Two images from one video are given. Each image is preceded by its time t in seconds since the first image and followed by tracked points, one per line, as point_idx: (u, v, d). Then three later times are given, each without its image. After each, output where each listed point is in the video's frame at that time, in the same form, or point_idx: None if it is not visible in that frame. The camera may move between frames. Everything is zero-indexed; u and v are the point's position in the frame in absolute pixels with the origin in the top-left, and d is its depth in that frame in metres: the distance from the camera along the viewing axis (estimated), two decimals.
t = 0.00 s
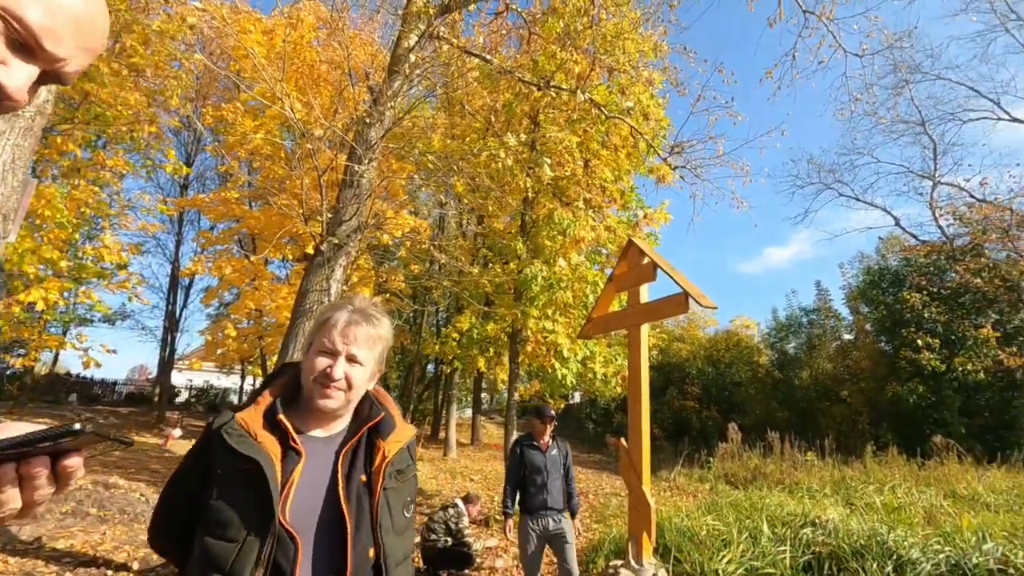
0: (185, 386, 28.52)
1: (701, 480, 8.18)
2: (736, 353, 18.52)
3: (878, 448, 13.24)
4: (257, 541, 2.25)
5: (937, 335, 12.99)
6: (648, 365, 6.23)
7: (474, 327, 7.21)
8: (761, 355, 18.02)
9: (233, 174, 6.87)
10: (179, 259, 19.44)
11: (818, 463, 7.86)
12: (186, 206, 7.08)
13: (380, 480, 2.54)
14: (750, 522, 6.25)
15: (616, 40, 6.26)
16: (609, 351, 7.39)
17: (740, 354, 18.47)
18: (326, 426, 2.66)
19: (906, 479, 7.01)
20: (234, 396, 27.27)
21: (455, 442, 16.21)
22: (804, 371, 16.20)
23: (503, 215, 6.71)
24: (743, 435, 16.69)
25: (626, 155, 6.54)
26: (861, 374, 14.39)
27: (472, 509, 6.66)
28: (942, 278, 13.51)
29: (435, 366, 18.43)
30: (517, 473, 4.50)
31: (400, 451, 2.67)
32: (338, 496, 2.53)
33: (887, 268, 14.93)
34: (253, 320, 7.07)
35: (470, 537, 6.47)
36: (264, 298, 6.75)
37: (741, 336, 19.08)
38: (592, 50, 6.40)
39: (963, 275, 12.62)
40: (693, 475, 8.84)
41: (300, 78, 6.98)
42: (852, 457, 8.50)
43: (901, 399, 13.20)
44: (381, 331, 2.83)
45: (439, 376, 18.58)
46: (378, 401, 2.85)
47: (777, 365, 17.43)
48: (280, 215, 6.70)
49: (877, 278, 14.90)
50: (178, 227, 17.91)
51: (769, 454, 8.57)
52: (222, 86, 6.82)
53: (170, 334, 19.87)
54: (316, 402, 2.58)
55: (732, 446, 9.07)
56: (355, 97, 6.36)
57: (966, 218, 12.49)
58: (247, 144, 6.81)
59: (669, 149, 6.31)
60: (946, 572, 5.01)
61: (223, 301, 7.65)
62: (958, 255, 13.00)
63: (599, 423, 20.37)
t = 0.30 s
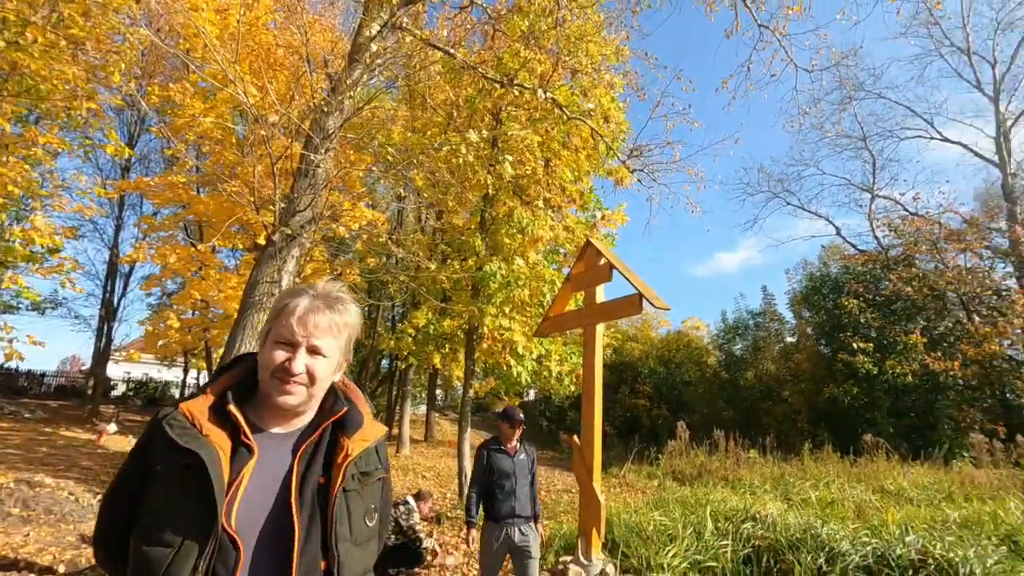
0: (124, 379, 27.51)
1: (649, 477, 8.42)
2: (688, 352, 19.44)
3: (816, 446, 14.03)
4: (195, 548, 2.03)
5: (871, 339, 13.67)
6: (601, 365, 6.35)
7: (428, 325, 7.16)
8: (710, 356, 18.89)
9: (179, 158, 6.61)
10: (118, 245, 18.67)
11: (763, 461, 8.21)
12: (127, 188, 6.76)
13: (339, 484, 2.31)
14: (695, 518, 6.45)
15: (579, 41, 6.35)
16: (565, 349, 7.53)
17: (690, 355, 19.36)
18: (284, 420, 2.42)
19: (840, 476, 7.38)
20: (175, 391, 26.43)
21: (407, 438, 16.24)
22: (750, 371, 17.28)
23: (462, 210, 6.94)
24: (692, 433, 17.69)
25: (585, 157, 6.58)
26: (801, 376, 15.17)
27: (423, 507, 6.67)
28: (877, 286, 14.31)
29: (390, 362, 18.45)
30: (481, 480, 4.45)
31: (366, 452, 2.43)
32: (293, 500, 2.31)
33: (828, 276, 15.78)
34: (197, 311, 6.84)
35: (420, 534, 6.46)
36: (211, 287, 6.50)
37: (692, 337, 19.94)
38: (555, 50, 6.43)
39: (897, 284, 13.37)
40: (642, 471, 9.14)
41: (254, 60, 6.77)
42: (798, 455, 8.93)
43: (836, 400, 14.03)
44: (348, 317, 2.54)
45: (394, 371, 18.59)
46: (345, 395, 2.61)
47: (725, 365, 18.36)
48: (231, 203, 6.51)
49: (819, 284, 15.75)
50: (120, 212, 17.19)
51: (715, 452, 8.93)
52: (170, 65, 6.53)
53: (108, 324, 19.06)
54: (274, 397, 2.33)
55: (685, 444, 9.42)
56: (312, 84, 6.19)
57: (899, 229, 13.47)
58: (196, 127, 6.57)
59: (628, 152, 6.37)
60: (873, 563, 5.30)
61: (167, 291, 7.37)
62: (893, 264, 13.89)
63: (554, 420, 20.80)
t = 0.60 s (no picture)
0: (29, 366, 25.78)
1: (583, 470, 8.66)
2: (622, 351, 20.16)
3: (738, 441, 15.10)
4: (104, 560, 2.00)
5: (792, 340, 14.83)
6: (540, 362, 6.34)
7: (367, 316, 7.60)
8: (644, 353, 19.96)
9: (98, 129, 6.16)
10: (23, 221, 17.36)
11: (693, 458, 8.56)
12: (37, 159, 6.21)
13: (276, 480, 2.36)
14: (623, 510, 6.58)
15: (529, 38, 6.32)
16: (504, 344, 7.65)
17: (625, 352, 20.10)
18: (215, 407, 2.48)
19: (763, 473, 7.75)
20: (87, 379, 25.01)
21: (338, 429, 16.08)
22: (680, 368, 18.37)
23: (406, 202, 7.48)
24: (624, 427, 18.68)
25: (531, 154, 6.60)
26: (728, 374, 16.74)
27: (354, 501, 6.54)
28: (798, 290, 15.32)
29: (323, 353, 18.25)
30: (440, 473, 4.80)
31: (304, 445, 2.49)
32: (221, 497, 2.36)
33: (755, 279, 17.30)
34: (115, 294, 6.43)
35: (351, 528, 6.37)
36: (131, 269, 6.08)
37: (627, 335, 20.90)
38: (505, 44, 6.34)
39: (816, 290, 14.29)
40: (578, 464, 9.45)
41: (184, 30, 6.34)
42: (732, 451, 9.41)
43: (757, 397, 15.29)
44: (281, 288, 2.61)
45: (331, 361, 18.51)
46: (283, 380, 2.68)
47: (657, 362, 19.45)
48: (155, 180, 6.12)
49: (747, 288, 17.14)
50: (27, 185, 15.96)
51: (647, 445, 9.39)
52: (89, 27, 6.03)
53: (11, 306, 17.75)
54: (208, 381, 2.38)
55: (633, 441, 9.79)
56: (249, 60, 5.85)
57: (820, 241, 14.74)
58: (118, 96, 6.11)
59: (572, 151, 6.44)
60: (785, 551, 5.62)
61: (80, 271, 6.85)
62: (814, 270, 14.83)
63: (491, 413, 21.19)
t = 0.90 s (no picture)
0: None
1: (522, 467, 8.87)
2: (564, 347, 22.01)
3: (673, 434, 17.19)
4: None
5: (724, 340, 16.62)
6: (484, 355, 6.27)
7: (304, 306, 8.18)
8: (586, 350, 21.79)
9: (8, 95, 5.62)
10: None
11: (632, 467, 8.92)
12: None
13: (180, 481, 2.17)
14: (561, 504, 6.69)
15: (482, 30, 6.11)
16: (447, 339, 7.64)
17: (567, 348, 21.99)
18: (112, 388, 2.27)
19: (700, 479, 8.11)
20: None
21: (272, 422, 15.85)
22: (620, 365, 20.39)
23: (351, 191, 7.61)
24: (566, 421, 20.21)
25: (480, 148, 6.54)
26: (663, 371, 18.87)
27: (286, 498, 6.37)
28: (731, 291, 17.13)
29: (257, 344, 17.98)
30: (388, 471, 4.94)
31: (220, 438, 2.30)
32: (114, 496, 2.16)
33: (694, 282, 19.12)
34: (25, 277, 5.95)
35: (282, 525, 6.17)
36: (42, 250, 5.59)
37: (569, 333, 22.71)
38: (458, 35, 6.18)
39: (746, 292, 16.25)
40: (519, 460, 9.74)
41: None
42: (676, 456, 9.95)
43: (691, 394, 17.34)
44: (183, 250, 2.40)
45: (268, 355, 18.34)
46: (200, 359, 2.48)
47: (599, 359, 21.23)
48: (70, 152, 5.63)
49: (686, 289, 19.06)
50: None
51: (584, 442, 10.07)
52: None
53: None
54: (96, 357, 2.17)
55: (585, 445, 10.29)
56: (183, 30, 5.44)
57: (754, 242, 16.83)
58: (31, 60, 5.58)
59: (522, 147, 6.41)
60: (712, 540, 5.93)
61: None
62: (745, 274, 16.74)
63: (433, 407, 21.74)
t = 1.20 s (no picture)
0: None
1: (451, 462, 8.83)
2: (496, 340, 21.87)
3: (599, 425, 17.87)
4: None
5: (650, 337, 18.31)
6: (417, 345, 6.15)
7: (225, 290, 8.35)
8: (517, 342, 21.62)
9: None
10: None
11: (562, 465, 9.08)
12: None
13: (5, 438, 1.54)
14: (490, 495, 6.77)
15: (428, 14, 5.97)
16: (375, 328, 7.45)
17: (499, 341, 21.76)
18: None
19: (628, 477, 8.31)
20: None
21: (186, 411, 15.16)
22: (550, 359, 20.50)
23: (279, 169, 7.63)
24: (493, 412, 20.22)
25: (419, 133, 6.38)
26: (593, 365, 19.38)
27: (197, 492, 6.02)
28: (658, 290, 18.89)
29: (168, 329, 17.14)
30: (329, 465, 5.06)
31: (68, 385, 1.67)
32: None
33: (622, 279, 20.32)
34: None
35: (192, 521, 5.84)
36: None
37: (502, 324, 22.59)
38: (401, 16, 6.00)
39: (672, 292, 18.23)
40: (451, 456, 9.70)
41: None
42: (607, 454, 10.28)
43: (618, 388, 18.25)
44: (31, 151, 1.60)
45: (179, 340, 17.59)
46: (53, 289, 1.84)
47: (531, 351, 21.24)
48: None
49: (615, 286, 20.18)
50: None
51: (518, 443, 10.05)
52: None
53: None
54: None
55: (521, 441, 10.52)
56: None
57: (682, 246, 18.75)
58: None
59: (463, 136, 6.30)
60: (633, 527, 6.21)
61: None
62: (672, 274, 18.75)
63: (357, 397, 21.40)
